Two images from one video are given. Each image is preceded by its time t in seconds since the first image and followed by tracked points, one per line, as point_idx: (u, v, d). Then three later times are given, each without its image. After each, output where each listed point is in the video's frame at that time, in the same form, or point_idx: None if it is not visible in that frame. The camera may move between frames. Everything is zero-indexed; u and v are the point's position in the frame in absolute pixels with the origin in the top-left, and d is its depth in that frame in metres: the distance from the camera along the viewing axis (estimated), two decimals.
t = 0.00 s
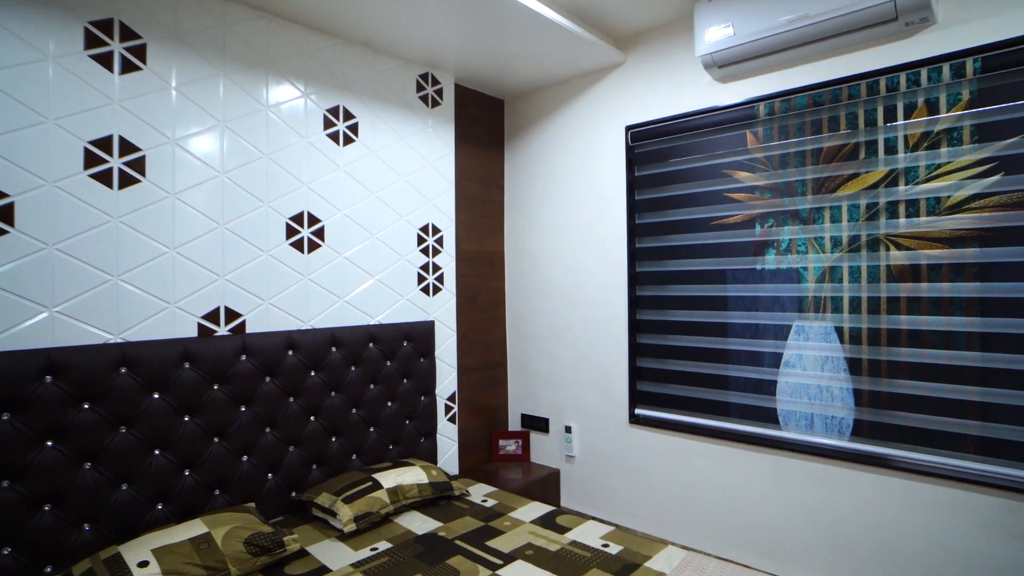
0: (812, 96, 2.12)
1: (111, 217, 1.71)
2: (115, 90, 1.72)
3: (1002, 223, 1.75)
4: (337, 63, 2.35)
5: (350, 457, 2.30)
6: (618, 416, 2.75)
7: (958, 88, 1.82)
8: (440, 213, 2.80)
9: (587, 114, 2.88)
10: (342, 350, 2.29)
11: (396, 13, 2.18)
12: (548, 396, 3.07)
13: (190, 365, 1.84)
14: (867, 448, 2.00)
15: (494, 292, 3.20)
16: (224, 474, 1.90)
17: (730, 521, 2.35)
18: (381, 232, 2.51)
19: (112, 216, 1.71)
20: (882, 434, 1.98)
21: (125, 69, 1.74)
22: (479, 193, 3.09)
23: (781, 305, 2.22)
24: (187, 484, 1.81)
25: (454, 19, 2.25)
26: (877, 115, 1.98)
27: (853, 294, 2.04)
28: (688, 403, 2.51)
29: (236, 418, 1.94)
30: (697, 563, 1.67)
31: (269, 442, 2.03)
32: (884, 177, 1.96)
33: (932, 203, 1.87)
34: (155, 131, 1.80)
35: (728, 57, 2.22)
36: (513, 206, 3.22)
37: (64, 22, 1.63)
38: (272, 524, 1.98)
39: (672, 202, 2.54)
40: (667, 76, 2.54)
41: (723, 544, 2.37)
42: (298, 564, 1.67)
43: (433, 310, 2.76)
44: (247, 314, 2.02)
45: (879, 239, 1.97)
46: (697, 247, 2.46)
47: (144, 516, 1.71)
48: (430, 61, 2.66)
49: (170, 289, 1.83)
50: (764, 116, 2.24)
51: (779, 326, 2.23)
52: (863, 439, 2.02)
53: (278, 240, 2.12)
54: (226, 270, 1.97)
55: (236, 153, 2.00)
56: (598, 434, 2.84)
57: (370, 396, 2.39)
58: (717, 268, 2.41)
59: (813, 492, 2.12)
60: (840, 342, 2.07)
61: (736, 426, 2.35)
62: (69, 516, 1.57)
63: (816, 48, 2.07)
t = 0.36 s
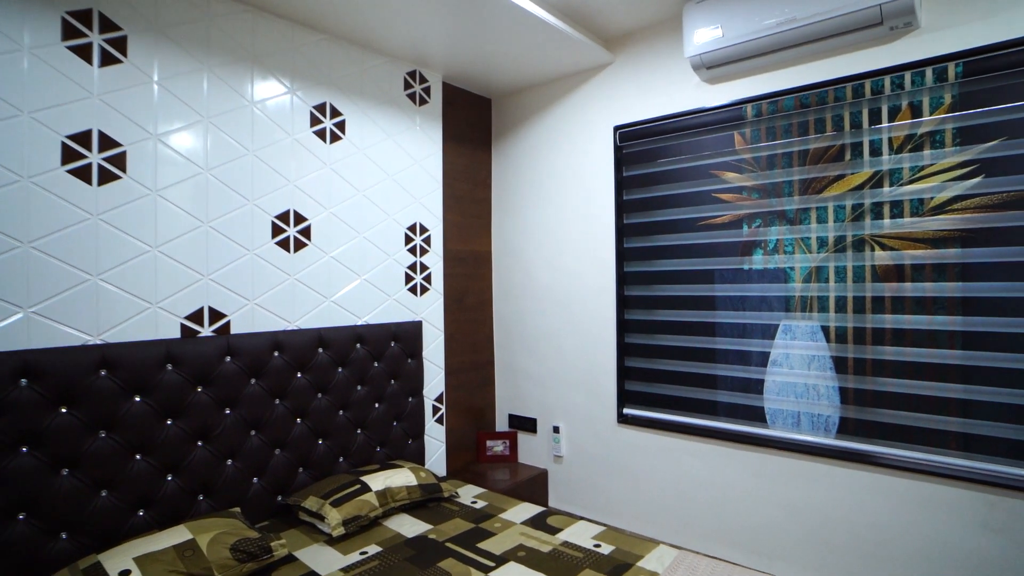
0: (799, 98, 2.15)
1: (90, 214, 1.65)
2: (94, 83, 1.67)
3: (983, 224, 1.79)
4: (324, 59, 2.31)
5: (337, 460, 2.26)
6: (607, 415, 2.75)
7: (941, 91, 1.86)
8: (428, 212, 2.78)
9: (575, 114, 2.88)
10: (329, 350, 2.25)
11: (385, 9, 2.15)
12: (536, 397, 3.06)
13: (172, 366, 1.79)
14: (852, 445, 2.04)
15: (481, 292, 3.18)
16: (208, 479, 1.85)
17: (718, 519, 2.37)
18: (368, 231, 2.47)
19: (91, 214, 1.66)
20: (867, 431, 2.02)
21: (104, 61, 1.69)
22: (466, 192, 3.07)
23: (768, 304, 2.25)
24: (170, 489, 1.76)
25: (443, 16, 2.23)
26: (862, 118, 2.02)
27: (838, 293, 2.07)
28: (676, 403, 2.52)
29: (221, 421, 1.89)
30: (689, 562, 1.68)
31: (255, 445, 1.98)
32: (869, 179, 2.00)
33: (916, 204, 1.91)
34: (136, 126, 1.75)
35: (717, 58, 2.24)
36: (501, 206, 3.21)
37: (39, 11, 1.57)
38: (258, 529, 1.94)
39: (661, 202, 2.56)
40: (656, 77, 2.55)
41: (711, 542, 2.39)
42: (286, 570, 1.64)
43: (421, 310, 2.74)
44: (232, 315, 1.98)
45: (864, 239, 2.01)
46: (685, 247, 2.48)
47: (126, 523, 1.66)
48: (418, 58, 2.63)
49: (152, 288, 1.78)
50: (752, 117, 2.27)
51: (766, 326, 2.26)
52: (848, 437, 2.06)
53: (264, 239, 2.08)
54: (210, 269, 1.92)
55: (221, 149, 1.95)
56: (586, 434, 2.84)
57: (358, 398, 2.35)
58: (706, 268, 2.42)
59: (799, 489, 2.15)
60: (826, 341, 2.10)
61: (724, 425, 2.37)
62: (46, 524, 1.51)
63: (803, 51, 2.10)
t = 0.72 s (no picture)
0: (789, 99, 2.17)
1: (71, 211, 1.60)
2: (75, 75, 1.61)
3: (968, 224, 1.83)
4: (313, 54, 2.27)
5: (326, 462, 2.23)
6: (597, 415, 2.75)
7: (928, 94, 1.89)
8: (418, 211, 2.75)
9: (565, 113, 2.87)
10: (318, 351, 2.21)
11: (376, 4, 2.12)
12: (526, 397, 3.05)
13: (158, 367, 1.74)
14: (841, 442, 2.07)
15: (470, 292, 3.16)
16: (194, 483, 1.80)
17: (709, 517, 2.38)
18: (358, 230, 2.44)
19: (73, 210, 1.60)
20: (855, 429, 2.05)
21: (86, 53, 1.63)
22: (455, 191, 3.04)
23: (758, 303, 2.27)
24: (155, 494, 1.71)
25: (435, 12, 2.21)
26: (851, 119, 2.05)
27: (828, 292, 2.10)
28: (667, 402, 2.53)
29: (208, 423, 1.85)
30: (684, 560, 1.68)
31: (242, 448, 1.94)
32: (857, 179, 2.03)
33: (904, 205, 1.94)
34: (119, 120, 1.69)
35: (708, 58, 2.25)
36: (491, 205, 3.19)
37: None
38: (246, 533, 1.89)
39: (652, 202, 2.57)
40: (647, 77, 2.56)
41: (701, 540, 2.40)
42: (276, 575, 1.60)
43: (410, 310, 2.70)
44: (219, 315, 1.93)
45: (853, 239, 2.04)
46: (676, 247, 2.49)
47: (109, 530, 1.61)
48: (408, 55, 2.60)
49: (136, 287, 1.73)
50: (743, 118, 2.29)
51: (757, 325, 2.28)
52: (838, 434, 2.09)
53: (251, 237, 2.03)
54: (197, 267, 1.87)
55: (207, 145, 1.90)
56: (577, 434, 2.84)
57: (347, 399, 2.32)
58: (697, 268, 2.44)
59: (789, 486, 2.17)
60: (816, 340, 2.13)
61: (715, 423, 2.39)
62: (25, 532, 1.46)
63: (793, 52, 2.12)
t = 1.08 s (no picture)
0: (779, 99, 2.20)
1: (50, 205, 1.54)
2: (55, 64, 1.55)
3: (954, 223, 1.86)
4: (302, 47, 2.22)
5: (315, 464, 2.18)
6: (588, 414, 2.75)
7: (914, 96, 1.93)
8: (408, 209, 2.71)
9: (555, 111, 2.87)
10: (307, 350, 2.17)
11: None
12: (516, 396, 3.04)
13: (142, 368, 1.68)
14: (830, 438, 2.10)
15: (459, 290, 3.13)
16: (180, 486, 1.75)
17: (700, 514, 2.39)
18: (347, 227, 2.39)
19: (52, 204, 1.54)
20: (844, 425, 2.08)
21: (66, 41, 1.57)
22: (445, 189, 3.02)
23: (749, 301, 2.30)
24: (139, 499, 1.66)
25: (427, 7, 2.18)
26: (840, 119, 2.08)
27: (817, 290, 2.13)
28: (657, 400, 2.54)
29: (194, 425, 1.79)
30: (681, 558, 1.69)
31: (229, 450, 1.89)
32: (846, 179, 2.07)
33: (891, 204, 1.98)
34: (101, 111, 1.64)
35: (700, 58, 2.27)
36: (480, 203, 3.17)
37: None
38: (234, 538, 1.84)
39: (642, 200, 2.58)
40: (638, 76, 2.56)
41: (692, 537, 2.41)
42: None
43: (400, 309, 2.67)
44: (205, 313, 1.88)
45: (842, 237, 2.07)
46: (666, 245, 2.51)
47: (91, 536, 1.55)
48: (398, 50, 2.56)
49: (119, 285, 1.67)
50: (733, 117, 2.31)
51: (747, 322, 2.30)
52: (827, 430, 2.12)
53: (238, 234, 1.98)
54: (182, 265, 1.82)
55: (193, 139, 1.85)
56: (567, 433, 2.83)
57: (336, 399, 2.27)
58: (688, 266, 2.45)
59: (779, 482, 2.20)
60: (805, 337, 2.16)
61: (705, 421, 2.41)
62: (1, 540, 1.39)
63: (784, 53, 2.14)
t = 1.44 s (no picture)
0: (767, 99, 2.23)
1: (28, 197, 1.48)
2: (33, 51, 1.49)
3: (937, 222, 1.91)
4: (289, 40, 2.18)
5: (303, 465, 2.14)
6: (577, 411, 2.75)
7: (898, 97, 1.98)
8: (396, 206, 2.68)
9: (544, 109, 2.86)
10: (294, 349, 2.12)
11: None
12: (504, 394, 3.02)
13: (125, 367, 1.63)
14: (817, 433, 2.14)
15: (447, 289, 3.11)
16: (164, 489, 1.69)
17: (689, 510, 2.41)
18: (335, 224, 2.35)
19: (31, 197, 1.48)
20: (830, 419, 2.12)
21: (46, 27, 1.51)
22: (432, 186, 2.99)
23: (737, 299, 2.32)
24: (122, 502, 1.60)
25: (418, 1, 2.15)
26: (826, 120, 2.12)
27: (804, 288, 2.17)
28: (646, 397, 2.56)
29: (179, 426, 1.74)
30: (675, 554, 1.70)
31: (215, 451, 1.84)
32: (833, 178, 2.11)
33: (876, 203, 2.02)
34: (83, 101, 1.58)
35: (690, 57, 2.29)
36: (467, 201, 3.15)
37: None
38: (221, 541, 1.80)
39: (631, 199, 2.59)
40: (628, 75, 2.58)
41: (680, 532, 2.43)
42: None
43: (388, 307, 2.63)
44: (191, 311, 1.82)
45: (829, 235, 2.11)
46: (656, 243, 2.52)
47: (72, 541, 1.49)
48: (386, 45, 2.53)
49: (101, 281, 1.61)
50: (722, 117, 2.33)
51: (736, 319, 2.33)
52: (814, 425, 2.16)
53: (225, 230, 1.93)
54: (167, 261, 1.76)
55: (178, 131, 1.79)
56: (556, 431, 2.83)
57: (324, 399, 2.23)
58: (677, 264, 2.47)
59: (767, 477, 2.23)
60: (793, 334, 2.20)
61: (694, 417, 2.43)
62: None
63: (772, 54, 2.17)
